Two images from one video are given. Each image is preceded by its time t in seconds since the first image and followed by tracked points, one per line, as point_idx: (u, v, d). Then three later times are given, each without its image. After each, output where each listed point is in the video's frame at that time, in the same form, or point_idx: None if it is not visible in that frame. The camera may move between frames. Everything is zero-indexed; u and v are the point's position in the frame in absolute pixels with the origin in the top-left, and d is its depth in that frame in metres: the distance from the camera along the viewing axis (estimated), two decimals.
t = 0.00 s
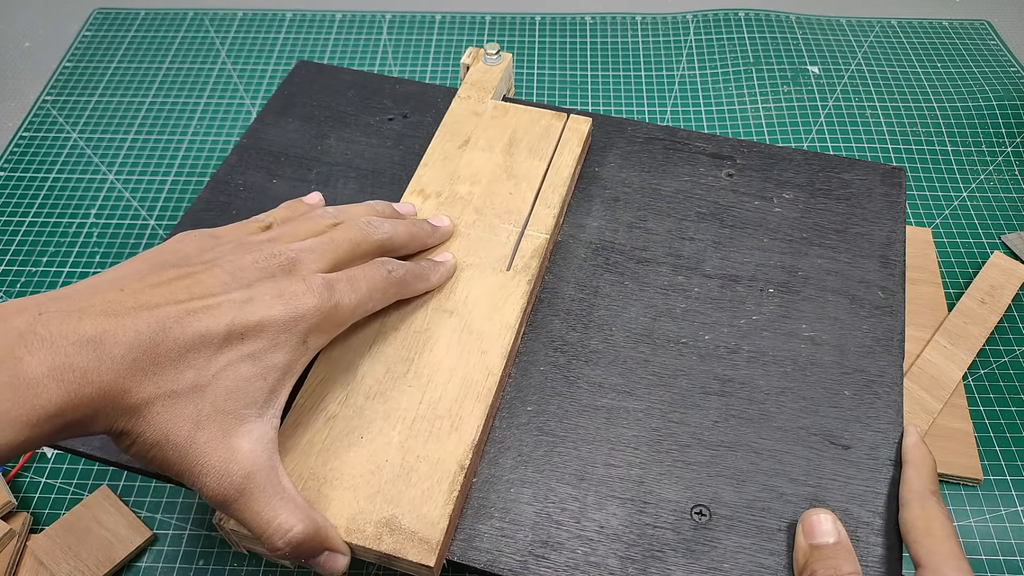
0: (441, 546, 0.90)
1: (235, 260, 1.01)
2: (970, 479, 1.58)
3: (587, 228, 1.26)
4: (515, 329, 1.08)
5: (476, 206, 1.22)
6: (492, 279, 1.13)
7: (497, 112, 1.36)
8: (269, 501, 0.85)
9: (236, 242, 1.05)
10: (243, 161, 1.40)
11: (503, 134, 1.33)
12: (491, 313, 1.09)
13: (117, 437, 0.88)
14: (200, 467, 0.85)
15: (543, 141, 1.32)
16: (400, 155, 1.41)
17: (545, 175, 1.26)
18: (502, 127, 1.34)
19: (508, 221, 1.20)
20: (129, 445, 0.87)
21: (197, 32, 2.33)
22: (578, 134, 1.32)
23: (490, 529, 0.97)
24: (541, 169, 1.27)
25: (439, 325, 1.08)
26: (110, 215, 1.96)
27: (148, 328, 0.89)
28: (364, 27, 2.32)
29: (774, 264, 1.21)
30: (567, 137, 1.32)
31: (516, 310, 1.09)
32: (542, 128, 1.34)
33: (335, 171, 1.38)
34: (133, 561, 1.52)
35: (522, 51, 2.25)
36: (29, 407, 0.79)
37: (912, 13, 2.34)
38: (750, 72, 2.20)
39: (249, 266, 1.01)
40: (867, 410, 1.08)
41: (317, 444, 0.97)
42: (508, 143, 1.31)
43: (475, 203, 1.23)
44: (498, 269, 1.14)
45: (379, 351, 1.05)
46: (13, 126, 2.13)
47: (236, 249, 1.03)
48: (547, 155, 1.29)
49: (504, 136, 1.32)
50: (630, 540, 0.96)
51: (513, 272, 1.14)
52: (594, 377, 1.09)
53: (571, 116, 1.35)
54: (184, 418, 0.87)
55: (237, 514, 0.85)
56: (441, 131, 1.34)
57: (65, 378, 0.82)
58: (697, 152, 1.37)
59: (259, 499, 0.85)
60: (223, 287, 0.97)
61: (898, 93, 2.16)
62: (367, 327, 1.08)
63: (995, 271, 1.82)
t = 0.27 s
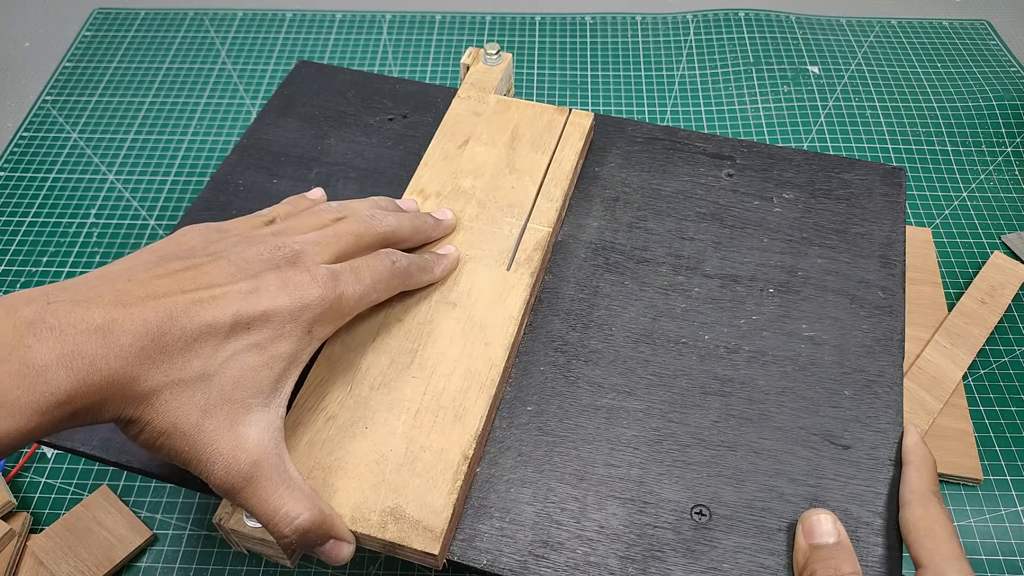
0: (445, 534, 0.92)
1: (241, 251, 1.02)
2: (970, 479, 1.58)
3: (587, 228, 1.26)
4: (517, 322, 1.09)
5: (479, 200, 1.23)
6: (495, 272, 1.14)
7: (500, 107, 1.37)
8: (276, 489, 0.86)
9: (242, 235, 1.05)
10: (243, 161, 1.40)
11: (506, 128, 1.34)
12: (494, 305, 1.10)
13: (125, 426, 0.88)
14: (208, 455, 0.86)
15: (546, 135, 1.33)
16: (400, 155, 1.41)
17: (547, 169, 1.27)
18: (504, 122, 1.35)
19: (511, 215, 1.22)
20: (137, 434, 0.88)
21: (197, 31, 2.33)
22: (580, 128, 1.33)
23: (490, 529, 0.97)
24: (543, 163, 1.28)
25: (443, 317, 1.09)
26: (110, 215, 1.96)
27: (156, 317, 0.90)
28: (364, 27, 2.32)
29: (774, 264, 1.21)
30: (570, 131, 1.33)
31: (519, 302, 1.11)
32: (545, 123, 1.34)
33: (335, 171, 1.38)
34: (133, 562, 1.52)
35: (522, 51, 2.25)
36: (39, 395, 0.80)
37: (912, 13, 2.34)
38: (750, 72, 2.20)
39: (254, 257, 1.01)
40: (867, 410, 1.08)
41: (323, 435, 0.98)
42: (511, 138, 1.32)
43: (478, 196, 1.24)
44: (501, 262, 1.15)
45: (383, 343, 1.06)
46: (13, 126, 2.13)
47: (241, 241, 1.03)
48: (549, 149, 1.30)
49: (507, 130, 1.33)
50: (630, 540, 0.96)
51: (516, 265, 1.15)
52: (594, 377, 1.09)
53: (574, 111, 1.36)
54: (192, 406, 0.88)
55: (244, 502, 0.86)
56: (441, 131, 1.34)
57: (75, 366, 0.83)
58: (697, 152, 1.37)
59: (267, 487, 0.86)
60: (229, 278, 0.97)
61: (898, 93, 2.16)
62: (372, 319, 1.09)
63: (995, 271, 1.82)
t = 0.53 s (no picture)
0: (448, 525, 0.92)
1: (245, 243, 1.02)
2: (970, 479, 1.58)
3: (587, 228, 1.26)
4: (520, 314, 1.09)
5: (481, 194, 1.24)
6: (497, 266, 1.14)
7: (502, 103, 1.38)
8: (281, 479, 0.87)
9: (246, 228, 1.05)
10: (243, 161, 1.40)
11: (508, 124, 1.34)
12: (497, 298, 1.11)
13: (131, 415, 0.89)
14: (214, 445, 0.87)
15: (548, 131, 1.33)
16: (400, 155, 1.41)
17: (549, 164, 1.28)
18: (507, 117, 1.36)
19: (513, 209, 1.22)
20: (144, 423, 0.88)
21: (197, 31, 2.33)
22: (582, 123, 1.34)
23: (490, 529, 0.97)
24: (545, 158, 1.29)
25: (446, 310, 1.09)
26: (110, 215, 1.96)
27: (162, 307, 0.90)
28: (364, 27, 2.32)
29: (774, 264, 1.21)
30: (571, 127, 1.34)
31: (521, 295, 1.11)
32: (546, 119, 1.35)
33: (335, 171, 1.38)
34: (133, 562, 1.52)
35: (522, 51, 2.25)
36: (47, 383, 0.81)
37: (912, 13, 2.34)
38: (750, 72, 2.20)
39: (259, 250, 1.01)
40: (867, 410, 1.08)
41: (327, 426, 0.98)
42: (513, 133, 1.33)
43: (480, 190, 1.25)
44: (503, 256, 1.16)
45: (386, 336, 1.07)
46: (13, 126, 2.13)
47: (245, 234, 1.04)
48: (551, 145, 1.31)
49: (509, 126, 1.34)
50: (630, 540, 0.96)
51: (518, 259, 1.15)
52: (594, 377, 1.09)
53: (575, 107, 1.37)
54: (198, 396, 0.88)
55: (250, 491, 0.87)
56: (441, 131, 1.34)
57: (82, 355, 0.83)
58: (697, 152, 1.37)
59: (272, 477, 0.86)
60: (234, 269, 0.98)
61: (898, 93, 2.16)
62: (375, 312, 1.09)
63: (995, 271, 1.82)
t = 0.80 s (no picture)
0: (452, 512, 0.93)
1: (251, 234, 1.02)
2: (970, 479, 1.58)
3: (587, 228, 1.26)
4: (523, 306, 1.10)
5: (484, 187, 1.25)
6: (500, 258, 1.15)
7: (505, 97, 1.39)
8: (289, 466, 0.88)
9: (251, 220, 1.06)
10: (243, 161, 1.40)
11: (510, 118, 1.35)
12: (500, 290, 1.11)
13: (140, 403, 0.89)
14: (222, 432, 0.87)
15: (550, 124, 1.34)
16: (400, 155, 1.41)
17: (552, 157, 1.29)
18: (509, 112, 1.36)
19: (516, 202, 1.23)
20: (153, 410, 0.89)
21: (197, 31, 2.33)
22: (584, 117, 1.35)
23: (490, 529, 0.97)
24: (548, 152, 1.30)
25: (449, 302, 1.10)
26: (110, 215, 1.96)
27: (171, 295, 0.90)
28: (364, 27, 2.32)
29: (774, 264, 1.21)
30: (574, 121, 1.35)
31: (525, 287, 1.12)
32: (549, 113, 1.36)
33: (335, 171, 1.38)
34: (133, 562, 1.52)
35: (522, 51, 2.25)
36: (57, 370, 0.81)
37: (912, 13, 2.34)
38: (750, 72, 2.20)
39: (265, 241, 1.02)
40: (867, 410, 1.08)
41: (333, 415, 0.99)
42: (516, 127, 1.34)
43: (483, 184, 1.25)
44: (506, 248, 1.17)
45: (391, 326, 1.07)
46: (13, 126, 2.13)
47: (251, 226, 1.04)
48: (554, 138, 1.32)
49: (512, 120, 1.35)
50: (630, 540, 0.96)
51: (522, 251, 1.16)
52: (594, 377, 1.09)
53: (578, 101, 1.38)
54: (207, 383, 0.88)
55: (257, 478, 0.88)
56: (442, 130, 1.34)
57: (92, 342, 0.83)
58: (697, 152, 1.37)
59: (280, 464, 0.88)
60: (241, 259, 0.98)
61: (898, 93, 2.16)
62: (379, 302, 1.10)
63: (995, 271, 1.82)
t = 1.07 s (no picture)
0: (457, 500, 0.94)
1: (255, 224, 1.03)
2: (970, 479, 1.58)
3: (586, 228, 1.26)
4: (526, 297, 1.10)
5: (488, 180, 1.26)
6: (503, 251, 1.16)
7: (508, 92, 1.40)
8: (294, 454, 0.89)
9: (256, 212, 1.06)
10: (243, 161, 1.40)
11: (513, 113, 1.36)
12: (503, 282, 1.12)
13: (147, 391, 0.89)
14: (230, 419, 0.88)
15: (553, 119, 1.35)
16: (400, 155, 1.41)
17: (554, 151, 1.30)
18: (512, 107, 1.37)
19: (519, 195, 1.24)
20: (160, 398, 0.89)
21: (197, 31, 2.33)
22: (586, 112, 1.36)
23: (490, 529, 0.97)
24: (550, 146, 1.30)
25: (453, 294, 1.11)
26: (110, 215, 1.96)
27: (178, 284, 0.90)
28: (364, 27, 2.32)
29: (774, 264, 1.21)
30: (576, 115, 1.36)
31: (527, 278, 1.12)
32: (551, 107, 1.37)
33: (335, 171, 1.38)
34: (133, 562, 1.52)
35: (522, 51, 2.25)
36: (68, 356, 0.81)
37: (912, 13, 2.34)
38: (750, 72, 2.20)
39: (270, 231, 1.02)
40: (867, 410, 1.08)
41: (338, 405, 1.00)
42: (519, 121, 1.35)
43: (486, 178, 1.26)
44: (509, 241, 1.17)
45: (395, 317, 1.08)
46: (13, 126, 2.13)
47: (257, 217, 1.04)
48: (556, 132, 1.33)
49: (514, 115, 1.36)
50: (630, 540, 0.96)
51: (524, 243, 1.17)
52: (594, 378, 1.09)
53: (580, 96, 1.39)
54: (214, 371, 0.89)
55: (263, 465, 0.89)
56: (442, 130, 1.34)
57: (101, 329, 0.84)
58: (697, 152, 1.37)
59: (286, 452, 0.88)
60: (247, 249, 0.99)
61: (898, 93, 2.16)
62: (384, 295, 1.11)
63: (995, 271, 1.82)
